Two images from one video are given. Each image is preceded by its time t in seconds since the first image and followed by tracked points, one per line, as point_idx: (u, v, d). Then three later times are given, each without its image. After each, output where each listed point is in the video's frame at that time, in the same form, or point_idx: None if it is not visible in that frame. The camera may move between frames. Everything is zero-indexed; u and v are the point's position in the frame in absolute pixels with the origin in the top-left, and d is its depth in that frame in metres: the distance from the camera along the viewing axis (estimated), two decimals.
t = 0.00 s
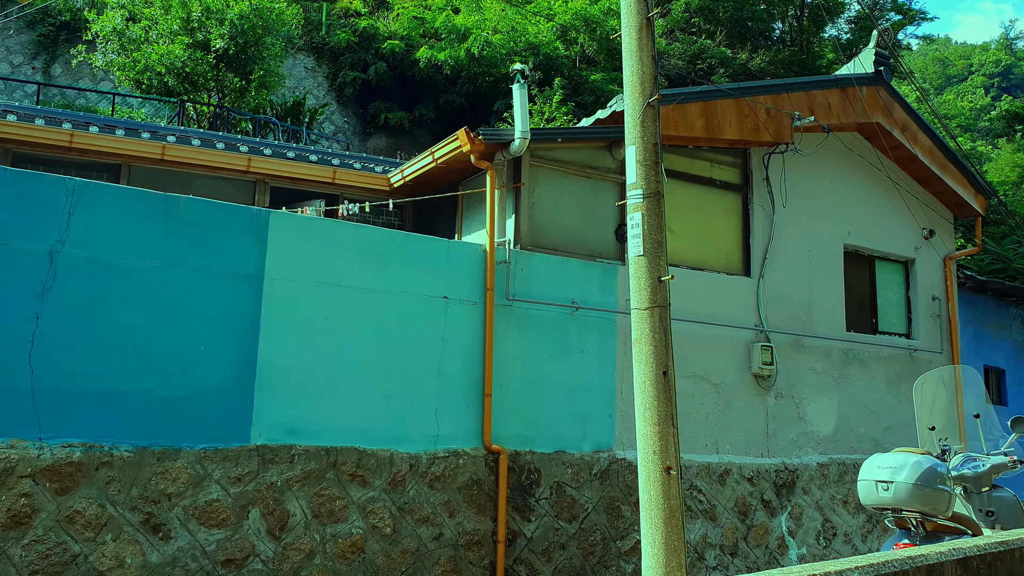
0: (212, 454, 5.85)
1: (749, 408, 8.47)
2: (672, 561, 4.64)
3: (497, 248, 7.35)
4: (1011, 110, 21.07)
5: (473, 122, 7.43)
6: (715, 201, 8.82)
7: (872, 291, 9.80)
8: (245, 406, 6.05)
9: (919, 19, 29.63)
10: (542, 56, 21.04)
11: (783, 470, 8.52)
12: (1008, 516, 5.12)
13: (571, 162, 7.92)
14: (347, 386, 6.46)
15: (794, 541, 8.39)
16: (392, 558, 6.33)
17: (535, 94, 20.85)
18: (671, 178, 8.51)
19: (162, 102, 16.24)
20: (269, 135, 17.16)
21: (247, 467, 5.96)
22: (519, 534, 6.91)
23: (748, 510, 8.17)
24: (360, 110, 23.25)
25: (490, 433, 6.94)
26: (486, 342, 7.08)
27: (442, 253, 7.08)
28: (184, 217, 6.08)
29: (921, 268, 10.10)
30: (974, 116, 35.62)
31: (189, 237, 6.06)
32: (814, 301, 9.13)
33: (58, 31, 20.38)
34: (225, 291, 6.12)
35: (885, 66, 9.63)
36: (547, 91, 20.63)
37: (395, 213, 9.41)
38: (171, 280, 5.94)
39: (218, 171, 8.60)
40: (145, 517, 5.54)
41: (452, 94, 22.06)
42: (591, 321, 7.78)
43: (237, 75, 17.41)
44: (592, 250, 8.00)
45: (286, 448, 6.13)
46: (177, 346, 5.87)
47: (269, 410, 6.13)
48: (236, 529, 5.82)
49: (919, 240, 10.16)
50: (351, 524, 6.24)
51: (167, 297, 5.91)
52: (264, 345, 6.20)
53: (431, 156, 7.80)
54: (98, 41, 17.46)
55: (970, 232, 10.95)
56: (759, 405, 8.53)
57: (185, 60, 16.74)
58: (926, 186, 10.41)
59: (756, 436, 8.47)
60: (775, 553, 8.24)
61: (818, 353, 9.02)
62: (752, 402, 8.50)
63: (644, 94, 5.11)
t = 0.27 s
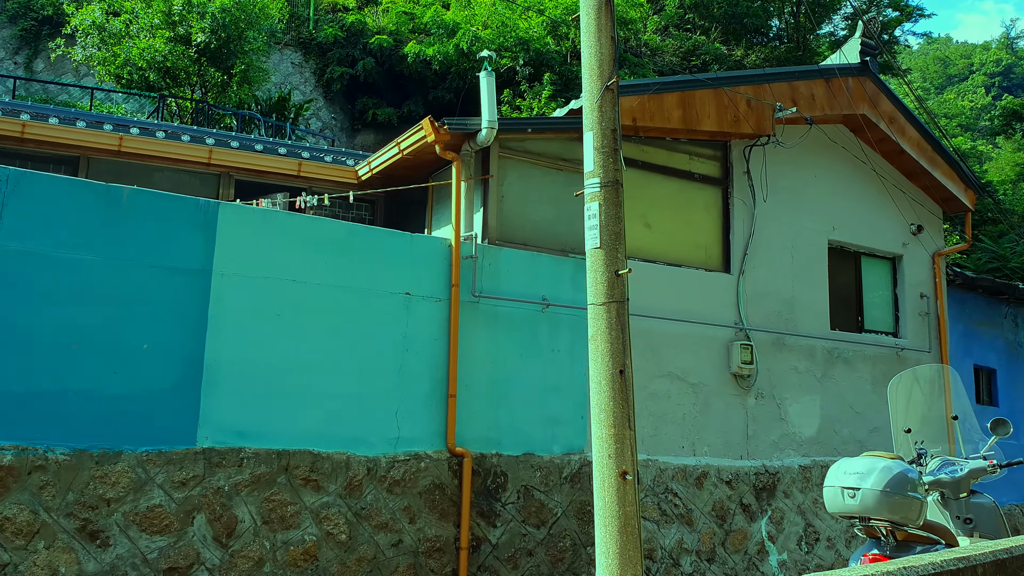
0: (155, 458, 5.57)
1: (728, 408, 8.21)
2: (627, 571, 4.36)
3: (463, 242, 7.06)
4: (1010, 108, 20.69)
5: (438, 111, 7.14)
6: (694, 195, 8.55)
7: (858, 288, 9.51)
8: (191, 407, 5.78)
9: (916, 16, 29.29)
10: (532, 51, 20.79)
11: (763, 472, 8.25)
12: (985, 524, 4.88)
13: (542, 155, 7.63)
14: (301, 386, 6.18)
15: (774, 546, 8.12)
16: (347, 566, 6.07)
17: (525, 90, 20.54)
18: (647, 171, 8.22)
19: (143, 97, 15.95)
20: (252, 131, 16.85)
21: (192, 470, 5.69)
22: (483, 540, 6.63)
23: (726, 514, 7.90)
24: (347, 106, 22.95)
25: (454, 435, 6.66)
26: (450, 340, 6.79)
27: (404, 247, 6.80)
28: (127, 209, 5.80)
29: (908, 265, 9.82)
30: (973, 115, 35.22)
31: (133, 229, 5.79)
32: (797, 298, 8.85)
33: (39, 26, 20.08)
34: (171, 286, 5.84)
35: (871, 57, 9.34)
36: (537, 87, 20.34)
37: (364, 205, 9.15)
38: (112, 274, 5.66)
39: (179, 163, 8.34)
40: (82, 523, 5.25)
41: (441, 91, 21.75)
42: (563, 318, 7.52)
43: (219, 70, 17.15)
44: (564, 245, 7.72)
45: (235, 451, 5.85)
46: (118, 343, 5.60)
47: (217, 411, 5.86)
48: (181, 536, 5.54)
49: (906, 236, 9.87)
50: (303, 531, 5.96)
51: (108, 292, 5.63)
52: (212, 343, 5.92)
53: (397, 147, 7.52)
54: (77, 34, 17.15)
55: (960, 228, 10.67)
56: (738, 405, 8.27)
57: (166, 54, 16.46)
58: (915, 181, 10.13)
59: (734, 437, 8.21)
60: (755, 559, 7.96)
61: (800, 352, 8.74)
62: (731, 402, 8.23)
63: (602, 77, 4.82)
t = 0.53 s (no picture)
0: (89, 451, 5.30)
1: (700, 401, 7.97)
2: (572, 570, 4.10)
3: (423, 228, 6.80)
4: (1004, 102, 20.38)
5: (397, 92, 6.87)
6: (668, 182, 8.28)
7: (839, 278, 9.25)
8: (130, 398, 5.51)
9: (910, 11, 29.04)
10: (518, 43, 20.56)
11: (737, 467, 8.01)
12: (955, 519, 4.61)
13: (508, 137, 7.36)
14: (248, 377, 5.92)
15: (749, 543, 7.87)
16: (295, 564, 5.81)
17: (512, 83, 20.27)
18: (618, 156, 7.96)
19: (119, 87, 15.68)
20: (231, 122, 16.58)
21: (129, 464, 5.42)
22: (441, 537, 6.37)
23: (698, 510, 7.65)
24: (332, 98, 22.70)
25: (411, 428, 6.40)
26: (408, 329, 6.53)
27: (360, 233, 6.54)
28: (62, 189, 5.53)
29: (891, 255, 9.56)
30: (970, 112, 34.91)
31: (68, 211, 5.52)
32: (774, 288, 8.60)
33: (18, 16, 19.78)
34: (108, 271, 5.57)
35: (853, 40, 9.08)
36: (523, 79, 20.07)
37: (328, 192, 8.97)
38: (44, 258, 5.38)
39: (134, 148, 8.08)
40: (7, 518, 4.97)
41: (427, 83, 21.48)
42: (529, 307, 7.25)
43: (197, 60, 16.88)
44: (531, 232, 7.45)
45: (175, 444, 5.59)
46: (51, 330, 5.33)
47: (157, 402, 5.59)
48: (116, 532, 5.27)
49: (889, 225, 9.62)
50: (248, 527, 5.71)
51: (39, 277, 5.35)
52: (153, 331, 5.66)
53: (356, 129, 7.24)
54: (53, 23, 16.86)
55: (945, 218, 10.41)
56: (711, 398, 8.03)
57: (143, 43, 16.18)
58: (898, 168, 9.88)
59: (708, 431, 7.96)
60: (728, 557, 7.71)
61: (777, 344, 8.49)
62: (704, 394, 7.99)
63: (552, 47, 4.55)
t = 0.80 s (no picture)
0: None
1: (662, 400, 7.71)
2: None
3: (368, 220, 6.51)
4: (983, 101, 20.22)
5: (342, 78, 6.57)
6: (630, 174, 8.00)
7: (807, 273, 9.01)
8: (46, 397, 5.19)
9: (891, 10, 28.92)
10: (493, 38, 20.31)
11: (699, 469, 7.76)
12: (912, 525, 4.36)
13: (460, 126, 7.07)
14: (176, 375, 5.62)
15: (711, 547, 7.62)
16: (225, 573, 5.50)
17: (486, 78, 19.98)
18: (578, 147, 7.67)
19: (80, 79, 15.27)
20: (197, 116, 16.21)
21: (45, 468, 5.08)
22: (385, 544, 6.09)
23: (658, 513, 7.40)
24: (304, 93, 22.39)
25: (352, 429, 6.11)
26: (350, 325, 6.24)
27: (299, 224, 6.25)
28: None
29: (861, 251, 9.33)
30: (952, 112, 34.82)
31: None
32: (739, 284, 8.35)
33: None
34: (24, 263, 5.25)
35: (822, 30, 8.84)
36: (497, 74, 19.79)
37: (279, 184, 8.67)
38: None
39: (72, 137, 7.75)
40: None
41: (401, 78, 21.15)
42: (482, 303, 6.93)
43: (162, 52, 16.48)
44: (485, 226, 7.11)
45: (96, 446, 5.28)
46: None
47: (77, 402, 5.28)
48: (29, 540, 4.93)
49: (858, 220, 9.39)
50: (175, 534, 5.39)
51: None
52: (73, 327, 5.35)
53: (301, 118, 6.95)
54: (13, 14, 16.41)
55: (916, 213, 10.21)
56: (673, 397, 7.77)
57: (106, 34, 15.79)
58: (869, 162, 9.65)
59: (669, 431, 7.71)
60: (689, 561, 7.45)
61: (742, 341, 8.25)
62: (665, 394, 7.74)
63: (484, 23, 4.27)
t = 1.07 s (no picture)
0: None
1: (621, 392, 7.43)
2: None
3: (308, 202, 6.20)
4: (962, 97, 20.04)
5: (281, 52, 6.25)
6: (589, 158, 7.69)
7: (773, 263, 8.76)
8: None
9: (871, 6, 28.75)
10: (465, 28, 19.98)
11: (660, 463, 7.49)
12: (869, 521, 4.06)
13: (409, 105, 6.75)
14: (97, 364, 5.28)
15: (671, 545, 7.35)
16: (148, 573, 5.16)
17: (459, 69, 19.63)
18: (535, 129, 7.36)
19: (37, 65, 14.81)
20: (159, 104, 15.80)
21: None
22: (323, 542, 5.78)
23: (616, 509, 7.13)
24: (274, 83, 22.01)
25: (288, 421, 5.80)
26: (287, 313, 5.92)
27: (234, 206, 5.94)
28: None
29: (829, 240, 9.10)
30: (933, 110, 34.73)
31: None
32: (702, 273, 8.09)
33: None
34: None
35: (790, 12, 8.60)
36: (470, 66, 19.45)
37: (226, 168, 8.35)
38: None
39: (5, 116, 7.37)
40: None
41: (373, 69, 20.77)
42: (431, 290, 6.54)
43: (123, 38, 16.05)
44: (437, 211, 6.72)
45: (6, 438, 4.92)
46: None
47: None
48: None
49: (826, 209, 9.15)
50: (93, 533, 5.04)
51: None
52: None
53: (241, 96, 6.63)
54: None
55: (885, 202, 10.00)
56: (632, 389, 7.50)
57: (64, 20, 15.34)
58: (837, 149, 9.43)
59: (628, 424, 7.44)
60: (647, 559, 7.19)
61: (705, 332, 8.00)
62: (624, 386, 7.46)
63: None
